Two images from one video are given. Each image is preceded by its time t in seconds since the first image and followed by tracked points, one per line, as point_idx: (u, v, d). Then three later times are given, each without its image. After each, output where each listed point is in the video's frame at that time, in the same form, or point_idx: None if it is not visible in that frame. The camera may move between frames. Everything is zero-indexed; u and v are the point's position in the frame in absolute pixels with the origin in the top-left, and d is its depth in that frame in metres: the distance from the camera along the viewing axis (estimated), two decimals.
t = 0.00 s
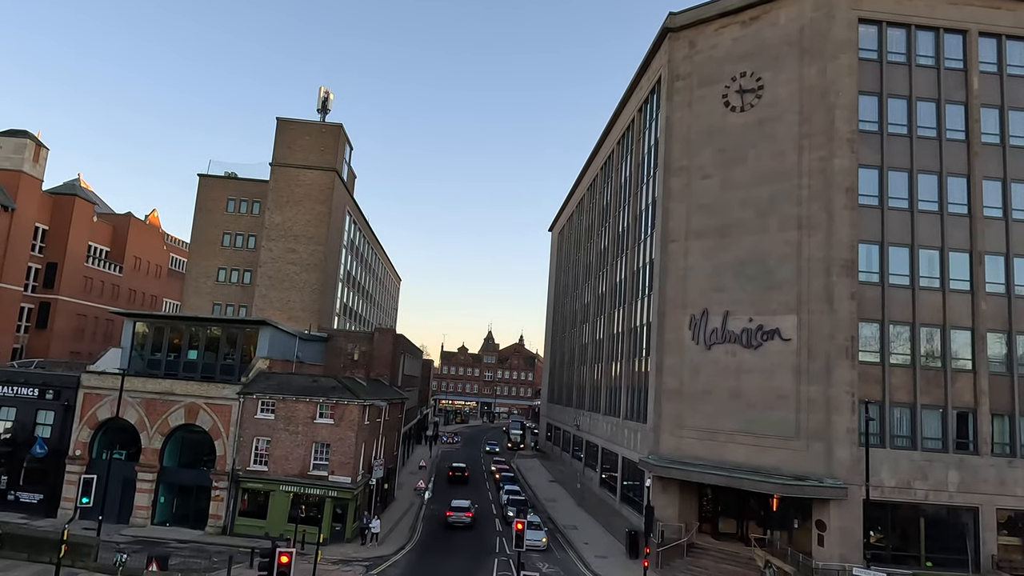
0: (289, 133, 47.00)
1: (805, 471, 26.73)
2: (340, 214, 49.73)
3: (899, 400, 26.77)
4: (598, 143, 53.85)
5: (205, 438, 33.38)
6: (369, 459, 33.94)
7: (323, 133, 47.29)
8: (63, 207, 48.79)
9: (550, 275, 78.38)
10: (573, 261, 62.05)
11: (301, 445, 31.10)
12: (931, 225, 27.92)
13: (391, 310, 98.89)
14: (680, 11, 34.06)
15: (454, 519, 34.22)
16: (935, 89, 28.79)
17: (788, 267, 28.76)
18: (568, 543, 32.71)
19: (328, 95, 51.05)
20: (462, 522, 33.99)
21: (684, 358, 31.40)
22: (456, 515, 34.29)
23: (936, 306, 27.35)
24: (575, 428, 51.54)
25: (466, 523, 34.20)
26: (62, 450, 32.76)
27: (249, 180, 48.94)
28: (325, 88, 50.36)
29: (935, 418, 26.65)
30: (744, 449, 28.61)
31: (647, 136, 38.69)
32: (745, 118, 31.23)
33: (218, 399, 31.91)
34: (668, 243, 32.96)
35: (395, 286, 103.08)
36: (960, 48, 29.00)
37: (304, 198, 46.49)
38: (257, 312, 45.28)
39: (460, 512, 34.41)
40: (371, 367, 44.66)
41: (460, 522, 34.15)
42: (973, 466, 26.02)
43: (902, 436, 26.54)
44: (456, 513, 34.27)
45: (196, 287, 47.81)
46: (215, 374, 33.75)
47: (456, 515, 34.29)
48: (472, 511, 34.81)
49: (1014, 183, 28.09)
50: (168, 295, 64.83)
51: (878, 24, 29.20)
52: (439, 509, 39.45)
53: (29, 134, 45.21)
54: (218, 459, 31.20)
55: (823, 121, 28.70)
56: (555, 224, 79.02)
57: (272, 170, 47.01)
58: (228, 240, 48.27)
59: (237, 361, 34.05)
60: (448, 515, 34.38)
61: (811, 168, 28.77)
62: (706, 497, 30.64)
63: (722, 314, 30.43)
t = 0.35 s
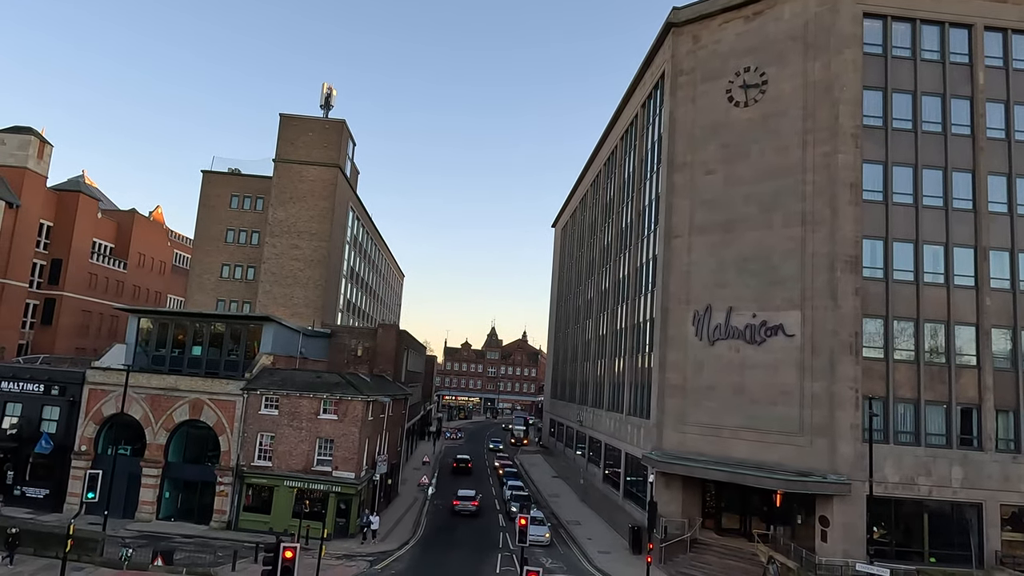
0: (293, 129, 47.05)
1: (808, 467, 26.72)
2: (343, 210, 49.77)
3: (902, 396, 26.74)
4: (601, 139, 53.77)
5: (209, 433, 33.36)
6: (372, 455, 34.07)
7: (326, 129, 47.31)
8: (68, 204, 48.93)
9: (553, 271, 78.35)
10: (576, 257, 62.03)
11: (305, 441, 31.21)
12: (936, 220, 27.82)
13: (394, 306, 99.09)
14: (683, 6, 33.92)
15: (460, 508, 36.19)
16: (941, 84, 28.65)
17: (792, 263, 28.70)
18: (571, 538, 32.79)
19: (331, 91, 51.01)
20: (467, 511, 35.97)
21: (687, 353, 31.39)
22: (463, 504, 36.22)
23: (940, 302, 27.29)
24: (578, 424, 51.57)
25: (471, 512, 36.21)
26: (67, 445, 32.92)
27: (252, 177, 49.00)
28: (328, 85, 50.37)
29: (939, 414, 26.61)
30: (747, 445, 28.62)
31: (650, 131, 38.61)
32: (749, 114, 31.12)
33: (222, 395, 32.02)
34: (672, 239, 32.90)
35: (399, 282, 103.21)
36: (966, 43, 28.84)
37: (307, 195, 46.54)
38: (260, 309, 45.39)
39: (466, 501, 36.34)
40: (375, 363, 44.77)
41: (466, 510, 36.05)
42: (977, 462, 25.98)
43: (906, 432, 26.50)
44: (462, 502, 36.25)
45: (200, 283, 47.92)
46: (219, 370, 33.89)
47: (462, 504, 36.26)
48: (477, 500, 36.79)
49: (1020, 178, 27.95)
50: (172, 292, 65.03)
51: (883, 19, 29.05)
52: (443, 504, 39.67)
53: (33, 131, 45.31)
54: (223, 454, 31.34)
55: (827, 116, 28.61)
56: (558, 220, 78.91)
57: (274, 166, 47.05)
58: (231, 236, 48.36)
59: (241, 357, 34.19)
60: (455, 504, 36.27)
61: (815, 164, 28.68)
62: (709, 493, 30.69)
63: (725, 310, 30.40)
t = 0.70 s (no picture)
0: (296, 128, 47.11)
1: (812, 465, 26.68)
2: (346, 209, 49.82)
3: (907, 394, 26.67)
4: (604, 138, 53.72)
5: (213, 431, 33.42)
6: (376, 453, 34.09)
7: (330, 128, 47.40)
8: (72, 202, 49.07)
9: (556, 269, 78.28)
10: (580, 255, 61.97)
11: (309, 439, 31.27)
12: (940, 218, 27.72)
13: (398, 305, 99.18)
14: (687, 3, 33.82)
15: (466, 500, 38.11)
16: (945, 81, 28.53)
17: (796, 261, 28.64)
18: (574, 536, 32.82)
19: (334, 89, 51.00)
20: (473, 502, 37.89)
21: (690, 352, 31.34)
22: (468, 496, 38.13)
23: (944, 300, 27.19)
24: (582, 422, 51.52)
25: (477, 503, 38.07)
26: (72, 443, 33.06)
27: (255, 175, 49.07)
28: (331, 83, 50.41)
29: (944, 412, 26.53)
30: (751, 443, 28.59)
31: (653, 129, 38.54)
32: (752, 111, 31.04)
33: (226, 393, 32.10)
34: (675, 237, 32.84)
35: (402, 281, 103.29)
36: (971, 39, 28.71)
37: (311, 193, 46.59)
38: (264, 307, 45.49)
39: (471, 493, 38.21)
40: (378, 361, 44.78)
41: (471, 501, 37.91)
42: (982, 460, 25.90)
43: (910, 430, 26.42)
44: (467, 494, 38.15)
45: (204, 282, 48.03)
46: (223, 368, 33.98)
47: (468, 496, 38.16)
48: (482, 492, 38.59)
49: None
50: (176, 290, 65.19)
51: (887, 16, 28.94)
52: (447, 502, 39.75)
53: (38, 130, 45.44)
54: (227, 452, 31.43)
55: (831, 113, 28.53)
56: (561, 219, 78.81)
57: (278, 164, 47.11)
58: (235, 235, 48.45)
59: (245, 355, 34.25)
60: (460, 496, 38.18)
61: (819, 161, 28.61)
62: (713, 491, 30.68)
63: (729, 308, 30.35)
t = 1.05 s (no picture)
0: (300, 133, 47.27)
1: (816, 471, 26.57)
2: (350, 214, 49.92)
3: (912, 399, 26.56)
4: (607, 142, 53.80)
5: (216, 436, 33.44)
6: (379, 458, 34.05)
7: (333, 133, 47.55)
8: (77, 207, 49.29)
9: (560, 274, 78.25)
10: (583, 260, 61.98)
11: (312, 444, 31.25)
12: (944, 222, 27.65)
13: (401, 310, 99.23)
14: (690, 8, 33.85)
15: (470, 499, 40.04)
16: (949, 85, 28.49)
17: (799, 265, 28.59)
18: (577, 542, 32.75)
19: (337, 95, 51.11)
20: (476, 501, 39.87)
21: (694, 356, 31.25)
22: (472, 495, 40.12)
23: (949, 305, 27.10)
24: (585, 427, 51.36)
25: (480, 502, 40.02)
26: (76, 448, 33.11)
27: (259, 180, 49.21)
28: (335, 89, 50.57)
29: (949, 417, 26.40)
30: (755, 448, 28.49)
31: (656, 134, 38.58)
32: (755, 116, 31.05)
33: (229, 398, 32.12)
34: (678, 242, 32.81)
35: (405, 286, 103.45)
36: (974, 44, 28.69)
37: (315, 198, 46.71)
38: (268, 312, 45.57)
39: (475, 493, 40.18)
40: (382, 366, 44.80)
41: (474, 500, 39.95)
42: (987, 465, 25.77)
43: (915, 435, 26.30)
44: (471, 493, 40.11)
45: (208, 286, 48.15)
46: (226, 373, 34.02)
47: (472, 495, 40.08)
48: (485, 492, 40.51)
49: None
50: (180, 295, 65.35)
51: (890, 20, 28.94)
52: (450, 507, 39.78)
53: (43, 136, 45.67)
54: (230, 457, 31.42)
55: (834, 118, 28.53)
56: (565, 223, 78.78)
57: (282, 170, 47.26)
58: (239, 240, 48.60)
59: (248, 359, 34.27)
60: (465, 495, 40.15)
61: (822, 165, 28.59)
62: (717, 497, 30.58)
63: (732, 313, 30.30)
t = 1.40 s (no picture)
0: (303, 140, 47.45)
1: (821, 477, 26.42)
2: (353, 220, 50.04)
3: (917, 405, 26.44)
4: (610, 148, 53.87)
5: (220, 443, 33.37)
6: (382, 464, 34.02)
7: (337, 140, 47.71)
8: (82, 214, 49.52)
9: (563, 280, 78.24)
10: (586, 266, 61.97)
11: (315, 450, 31.25)
12: (948, 227, 27.58)
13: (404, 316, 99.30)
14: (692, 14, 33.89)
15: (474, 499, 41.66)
16: (952, 90, 28.48)
17: (803, 271, 28.54)
18: (581, 548, 32.65)
19: (341, 101, 51.30)
20: (480, 501, 41.51)
21: (698, 362, 31.15)
22: (476, 495, 41.76)
23: (954, 310, 27.00)
24: (588, 433, 51.23)
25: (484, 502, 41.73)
26: (80, 454, 33.14)
27: (263, 187, 49.39)
28: (338, 95, 50.78)
29: (954, 423, 26.27)
30: (759, 454, 28.38)
31: (659, 140, 38.62)
32: (758, 121, 31.06)
33: (233, 404, 32.15)
34: (682, 247, 32.75)
35: (408, 292, 103.56)
36: (977, 49, 28.68)
37: (318, 204, 46.85)
38: (271, 318, 45.65)
39: (478, 493, 41.89)
40: (385, 372, 44.81)
41: (478, 500, 41.60)
42: (994, 472, 25.61)
43: (920, 441, 26.16)
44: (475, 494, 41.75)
45: (212, 292, 48.26)
46: (230, 379, 34.05)
47: (476, 496, 41.76)
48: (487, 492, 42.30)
49: None
50: (184, 301, 65.52)
51: (892, 25, 28.97)
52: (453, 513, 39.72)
53: (48, 143, 45.92)
54: (233, 463, 31.42)
55: (837, 123, 28.53)
56: (568, 229, 78.80)
57: (286, 176, 47.45)
58: (242, 246, 48.73)
59: (251, 365, 34.30)
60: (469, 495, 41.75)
61: (826, 170, 28.56)
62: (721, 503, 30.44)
63: (735, 318, 30.24)
